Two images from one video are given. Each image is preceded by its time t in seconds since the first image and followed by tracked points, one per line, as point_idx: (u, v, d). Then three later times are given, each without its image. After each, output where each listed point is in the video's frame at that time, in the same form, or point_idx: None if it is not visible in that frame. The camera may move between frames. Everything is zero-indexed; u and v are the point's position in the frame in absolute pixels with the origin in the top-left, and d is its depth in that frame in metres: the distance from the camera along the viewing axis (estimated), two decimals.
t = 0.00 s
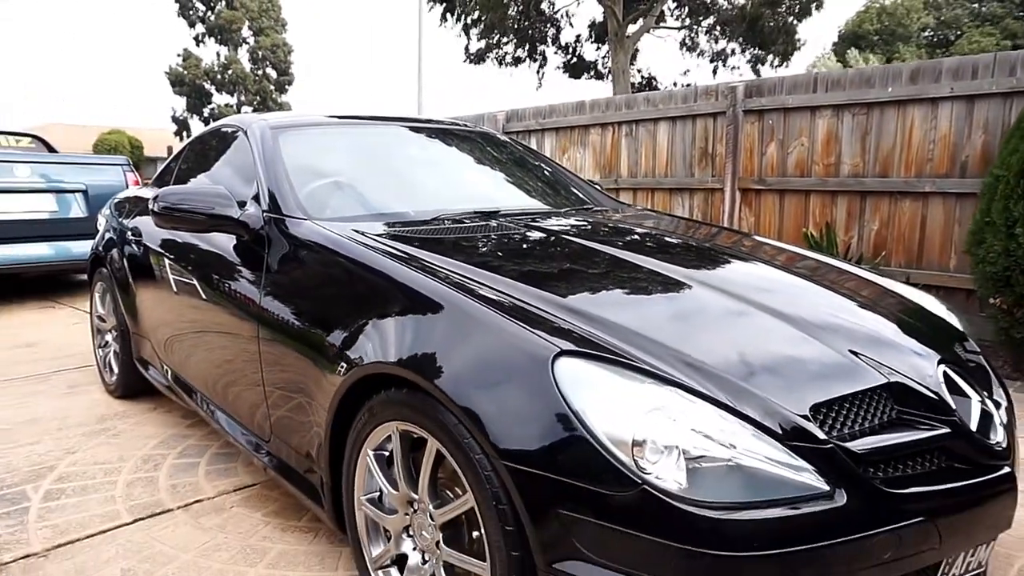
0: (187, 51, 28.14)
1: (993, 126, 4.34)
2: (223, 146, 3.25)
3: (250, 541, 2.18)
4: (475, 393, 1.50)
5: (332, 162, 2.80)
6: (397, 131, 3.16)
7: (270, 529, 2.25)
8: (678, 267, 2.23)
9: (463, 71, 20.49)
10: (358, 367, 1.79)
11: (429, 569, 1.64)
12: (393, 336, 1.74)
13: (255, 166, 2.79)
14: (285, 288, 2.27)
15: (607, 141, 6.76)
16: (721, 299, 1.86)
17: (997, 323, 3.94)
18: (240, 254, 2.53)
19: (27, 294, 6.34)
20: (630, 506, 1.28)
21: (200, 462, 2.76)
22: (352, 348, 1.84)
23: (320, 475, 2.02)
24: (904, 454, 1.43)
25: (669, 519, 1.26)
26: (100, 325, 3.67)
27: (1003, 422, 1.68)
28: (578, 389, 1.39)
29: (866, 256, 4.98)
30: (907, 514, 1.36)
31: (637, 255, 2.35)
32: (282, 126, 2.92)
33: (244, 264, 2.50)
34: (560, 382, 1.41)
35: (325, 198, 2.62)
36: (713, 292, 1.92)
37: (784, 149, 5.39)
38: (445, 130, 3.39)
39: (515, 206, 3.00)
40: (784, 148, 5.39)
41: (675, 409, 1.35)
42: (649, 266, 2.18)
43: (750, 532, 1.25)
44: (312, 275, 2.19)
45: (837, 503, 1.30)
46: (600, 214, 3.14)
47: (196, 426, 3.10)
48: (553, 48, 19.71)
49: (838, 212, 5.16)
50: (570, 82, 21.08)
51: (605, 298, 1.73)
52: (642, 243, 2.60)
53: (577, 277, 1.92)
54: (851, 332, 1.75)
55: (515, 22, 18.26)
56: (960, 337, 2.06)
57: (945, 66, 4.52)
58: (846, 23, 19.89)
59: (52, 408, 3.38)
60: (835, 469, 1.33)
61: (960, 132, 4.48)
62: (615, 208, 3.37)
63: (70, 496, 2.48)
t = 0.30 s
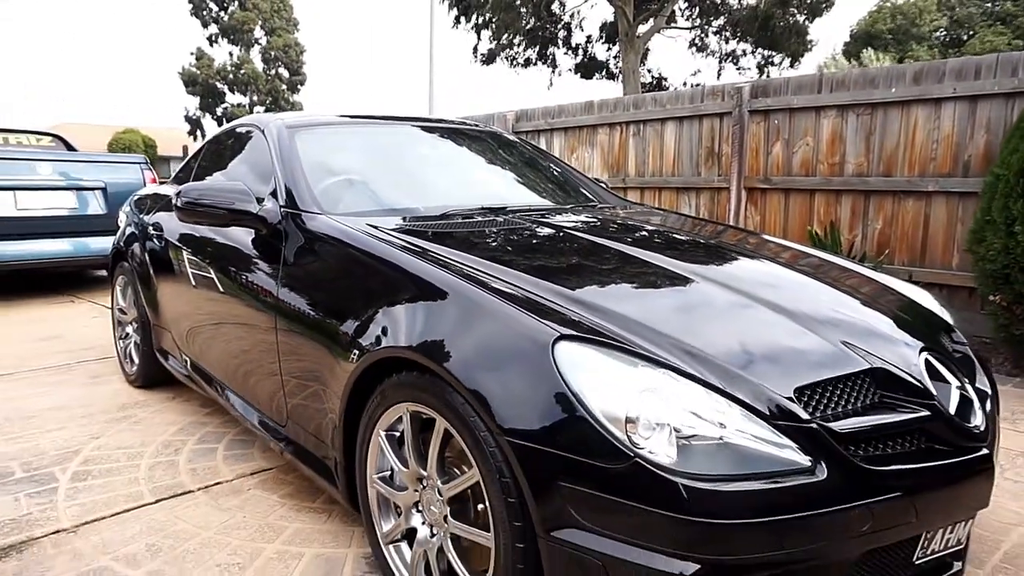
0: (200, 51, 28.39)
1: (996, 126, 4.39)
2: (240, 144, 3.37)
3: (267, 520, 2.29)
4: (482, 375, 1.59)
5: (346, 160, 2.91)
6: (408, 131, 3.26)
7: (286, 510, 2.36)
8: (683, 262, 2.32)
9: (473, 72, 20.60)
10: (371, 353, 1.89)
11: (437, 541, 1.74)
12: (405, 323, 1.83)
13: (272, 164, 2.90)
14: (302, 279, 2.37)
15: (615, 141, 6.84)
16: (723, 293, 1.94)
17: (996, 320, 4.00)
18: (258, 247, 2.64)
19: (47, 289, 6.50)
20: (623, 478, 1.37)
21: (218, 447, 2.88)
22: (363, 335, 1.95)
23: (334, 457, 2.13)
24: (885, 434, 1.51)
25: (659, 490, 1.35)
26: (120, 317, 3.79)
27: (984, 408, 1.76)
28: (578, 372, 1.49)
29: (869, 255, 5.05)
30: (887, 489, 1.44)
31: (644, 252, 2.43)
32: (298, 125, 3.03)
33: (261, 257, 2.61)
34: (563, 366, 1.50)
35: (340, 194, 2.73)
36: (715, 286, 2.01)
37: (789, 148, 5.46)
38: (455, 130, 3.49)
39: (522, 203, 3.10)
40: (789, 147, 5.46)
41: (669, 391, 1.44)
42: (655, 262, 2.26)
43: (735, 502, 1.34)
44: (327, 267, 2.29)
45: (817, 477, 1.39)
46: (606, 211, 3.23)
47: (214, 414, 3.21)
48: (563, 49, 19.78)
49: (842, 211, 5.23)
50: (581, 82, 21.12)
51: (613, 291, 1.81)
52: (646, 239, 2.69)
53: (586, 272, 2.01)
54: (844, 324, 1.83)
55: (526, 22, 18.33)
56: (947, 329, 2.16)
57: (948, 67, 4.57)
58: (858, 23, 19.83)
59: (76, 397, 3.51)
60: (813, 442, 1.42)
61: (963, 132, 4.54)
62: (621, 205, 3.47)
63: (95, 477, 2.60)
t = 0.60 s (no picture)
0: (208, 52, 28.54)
1: (995, 127, 4.46)
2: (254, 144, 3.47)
3: (282, 507, 2.39)
4: (490, 365, 1.68)
5: (357, 160, 3.01)
6: (417, 132, 3.36)
7: (301, 497, 2.46)
8: (685, 260, 2.40)
9: (479, 73, 20.68)
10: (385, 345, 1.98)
11: (447, 523, 1.84)
12: (417, 317, 1.92)
13: (287, 164, 3.00)
14: (316, 276, 2.46)
15: (619, 142, 6.92)
16: (725, 290, 2.02)
17: (993, 318, 4.07)
18: (273, 244, 2.73)
19: (61, 287, 6.62)
20: (623, 460, 1.46)
21: (233, 438, 2.98)
22: (376, 328, 2.04)
23: (348, 445, 2.23)
24: (873, 420, 1.60)
25: (657, 470, 1.44)
26: (137, 313, 3.90)
27: (968, 398, 1.86)
28: (580, 361, 1.58)
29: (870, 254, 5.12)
30: (874, 471, 1.53)
31: (647, 250, 2.52)
32: (311, 126, 3.13)
33: (276, 253, 2.70)
34: (566, 355, 1.59)
35: (352, 193, 2.82)
36: (717, 283, 2.09)
37: (791, 149, 5.54)
38: (463, 132, 3.59)
39: (528, 202, 3.19)
40: (791, 148, 5.54)
41: (667, 379, 1.53)
42: (659, 260, 2.35)
43: (728, 481, 1.43)
44: (339, 264, 2.38)
45: (806, 459, 1.48)
46: (610, 210, 3.32)
47: (228, 407, 3.32)
48: (568, 49, 19.84)
49: (843, 211, 5.30)
50: (586, 83, 21.18)
51: (618, 288, 1.90)
52: (649, 238, 2.78)
53: (591, 269, 2.09)
54: (838, 319, 1.92)
55: (532, 23, 18.39)
56: (937, 324, 2.25)
57: (948, 68, 4.64)
58: (863, 23, 19.85)
59: (94, 390, 3.62)
60: (803, 428, 1.50)
61: (962, 133, 4.61)
62: (624, 205, 3.56)
63: (117, 466, 2.71)
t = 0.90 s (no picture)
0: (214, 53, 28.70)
1: (992, 131, 4.58)
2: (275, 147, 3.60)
3: (308, 492, 2.52)
4: (510, 355, 1.81)
5: (375, 163, 3.14)
6: (432, 136, 3.50)
7: (325, 483, 2.59)
8: (690, 259, 2.53)
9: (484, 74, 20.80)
10: (409, 338, 2.11)
11: (468, 503, 1.97)
12: (439, 311, 2.05)
13: (309, 167, 3.13)
14: (339, 273, 2.59)
15: (624, 144, 7.05)
16: (727, 288, 2.15)
17: (989, 317, 4.19)
18: (297, 243, 2.86)
19: (77, 285, 6.77)
20: (635, 441, 1.59)
21: (257, 428, 3.12)
22: (399, 324, 2.18)
23: (371, 433, 2.36)
24: (865, 407, 1.73)
25: (666, 450, 1.57)
26: (160, 309, 4.05)
27: (955, 389, 1.99)
28: (595, 351, 1.71)
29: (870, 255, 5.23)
30: (865, 454, 1.66)
31: (654, 249, 2.65)
32: (331, 131, 3.27)
33: (300, 252, 2.83)
34: (581, 346, 1.72)
35: (371, 195, 2.95)
36: (720, 281, 2.22)
37: (793, 152, 5.66)
38: (475, 136, 3.72)
39: (538, 203, 3.33)
40: (793, 151, 5.66)
41: (675, 367, 1.66)
42: (665, 259, 2.48)
43: (731, 461, 1.55)
44: (362, 261, 2.51)
45: (803, 441, 1.60)
46: (617, 211, 3.45)
47: (250, 399, 3.45)
48: (573, 51, 19.93)
49: (844, 213, 5.42)
50: (590, 84, 21.28)
51: (627, 285, 2.03)
52: (656, 238, 2.91)
53: (601, 267, 2.22)
54: (833, 315, 2.04)
55: (538, 26, 18.48)
56: (928, 321, 2.39)
57: (946, 74, 4.77)
58: (867, 26, 19.92)
59: (120, 383, 3.76)
60: (801, 413, 1.63)
61: (959, 136, 4.74)
62: (630, 206, 3.69)
63: (148, 453, 2.85)
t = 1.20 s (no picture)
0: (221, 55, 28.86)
1: (992, 134, 4.67)
2: (292, 150, 3.72)
3: (329, 482, 2.64)
4: (527, 349, 1.92)
5: (391, 166, 3.26)
6: (445, 139, 3.61)
7: (345, 473, 2.70)
8: (695, 259, 2.64)
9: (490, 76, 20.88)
10: (428, 334, 2.21)
11: (485, 490, 2.08)
12: (458, 308, 2.16)
13: (328, 169, 3.24)
14: (359, 272, 2.70)
15: (631, 146, 7.15)
16: (731, 286, 2.25)
17: (989, 316, 4.27)
18: (318, 244, 2.97)
19: (93, 285, 6.89)
20: (645, 429, 1.70)
21: (277, 422, 3.23)
22: (419, 322, 2.28)
23: (391, 425, 2.47)
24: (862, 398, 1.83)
25: (675, 437, 1.67)
26: (180, 308, 4.17)
27: (948, 382, 2.09)
28: (607, 345, 1.81)
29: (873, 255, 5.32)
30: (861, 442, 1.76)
31: (661, 249, 2.76)
32: (348, 135, 3.39)
33: (321, 252, 2.94)
34: (594, 341, 1.82)
35: (388, 196, 3.06)
36: (725, 280, 2.32)
37: (797, 153, 5.75)
38: (486, 139, 3.83)
39: (548, 204, 3.43)
40: (798, 153, 5.75)
41: (682, 359, 1.76)
42: (671, 258, 2.58)
43: (735, 447, 1.66)
44: (381, 261, 2.62)
45: (803, 430, 1.70)
46: (625, 213, 3.55)
47: (269, 395, 3.57)
48: (578, 52, 19.99)
49: (847, 213, 5.50)
50: (596, 86, 21.35)
51: (636, 283, 2.13)
52: (662, 238, 3.01)
53: (610, 266, 2.33)
54: (833, 313, 2.14)
55: (543, 28, 18.54)
56: (924, 318, 2.48)
57: (947, 77, 4.85)
58: (872, 27, 19.93)
59: (142, 380, 3.88)
60: (801, 404, 1.73)
61: (961, 138, 4.82)
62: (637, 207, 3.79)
63: (174, 446, 2.96)
